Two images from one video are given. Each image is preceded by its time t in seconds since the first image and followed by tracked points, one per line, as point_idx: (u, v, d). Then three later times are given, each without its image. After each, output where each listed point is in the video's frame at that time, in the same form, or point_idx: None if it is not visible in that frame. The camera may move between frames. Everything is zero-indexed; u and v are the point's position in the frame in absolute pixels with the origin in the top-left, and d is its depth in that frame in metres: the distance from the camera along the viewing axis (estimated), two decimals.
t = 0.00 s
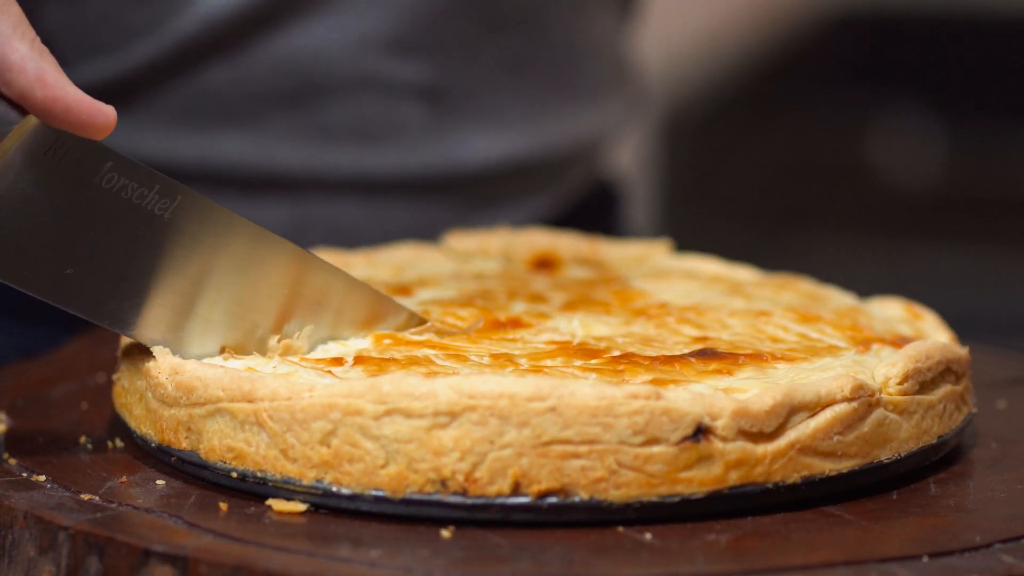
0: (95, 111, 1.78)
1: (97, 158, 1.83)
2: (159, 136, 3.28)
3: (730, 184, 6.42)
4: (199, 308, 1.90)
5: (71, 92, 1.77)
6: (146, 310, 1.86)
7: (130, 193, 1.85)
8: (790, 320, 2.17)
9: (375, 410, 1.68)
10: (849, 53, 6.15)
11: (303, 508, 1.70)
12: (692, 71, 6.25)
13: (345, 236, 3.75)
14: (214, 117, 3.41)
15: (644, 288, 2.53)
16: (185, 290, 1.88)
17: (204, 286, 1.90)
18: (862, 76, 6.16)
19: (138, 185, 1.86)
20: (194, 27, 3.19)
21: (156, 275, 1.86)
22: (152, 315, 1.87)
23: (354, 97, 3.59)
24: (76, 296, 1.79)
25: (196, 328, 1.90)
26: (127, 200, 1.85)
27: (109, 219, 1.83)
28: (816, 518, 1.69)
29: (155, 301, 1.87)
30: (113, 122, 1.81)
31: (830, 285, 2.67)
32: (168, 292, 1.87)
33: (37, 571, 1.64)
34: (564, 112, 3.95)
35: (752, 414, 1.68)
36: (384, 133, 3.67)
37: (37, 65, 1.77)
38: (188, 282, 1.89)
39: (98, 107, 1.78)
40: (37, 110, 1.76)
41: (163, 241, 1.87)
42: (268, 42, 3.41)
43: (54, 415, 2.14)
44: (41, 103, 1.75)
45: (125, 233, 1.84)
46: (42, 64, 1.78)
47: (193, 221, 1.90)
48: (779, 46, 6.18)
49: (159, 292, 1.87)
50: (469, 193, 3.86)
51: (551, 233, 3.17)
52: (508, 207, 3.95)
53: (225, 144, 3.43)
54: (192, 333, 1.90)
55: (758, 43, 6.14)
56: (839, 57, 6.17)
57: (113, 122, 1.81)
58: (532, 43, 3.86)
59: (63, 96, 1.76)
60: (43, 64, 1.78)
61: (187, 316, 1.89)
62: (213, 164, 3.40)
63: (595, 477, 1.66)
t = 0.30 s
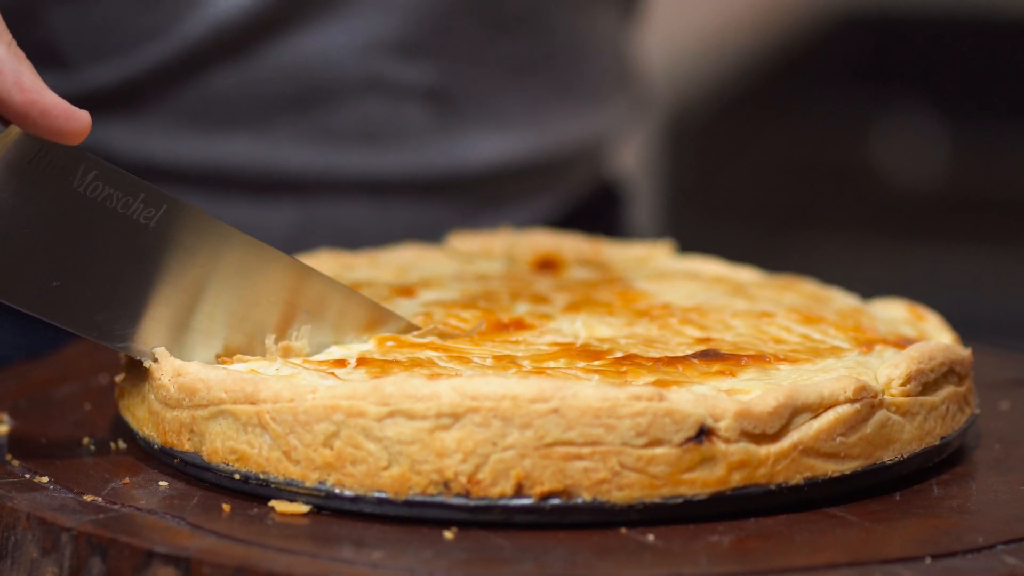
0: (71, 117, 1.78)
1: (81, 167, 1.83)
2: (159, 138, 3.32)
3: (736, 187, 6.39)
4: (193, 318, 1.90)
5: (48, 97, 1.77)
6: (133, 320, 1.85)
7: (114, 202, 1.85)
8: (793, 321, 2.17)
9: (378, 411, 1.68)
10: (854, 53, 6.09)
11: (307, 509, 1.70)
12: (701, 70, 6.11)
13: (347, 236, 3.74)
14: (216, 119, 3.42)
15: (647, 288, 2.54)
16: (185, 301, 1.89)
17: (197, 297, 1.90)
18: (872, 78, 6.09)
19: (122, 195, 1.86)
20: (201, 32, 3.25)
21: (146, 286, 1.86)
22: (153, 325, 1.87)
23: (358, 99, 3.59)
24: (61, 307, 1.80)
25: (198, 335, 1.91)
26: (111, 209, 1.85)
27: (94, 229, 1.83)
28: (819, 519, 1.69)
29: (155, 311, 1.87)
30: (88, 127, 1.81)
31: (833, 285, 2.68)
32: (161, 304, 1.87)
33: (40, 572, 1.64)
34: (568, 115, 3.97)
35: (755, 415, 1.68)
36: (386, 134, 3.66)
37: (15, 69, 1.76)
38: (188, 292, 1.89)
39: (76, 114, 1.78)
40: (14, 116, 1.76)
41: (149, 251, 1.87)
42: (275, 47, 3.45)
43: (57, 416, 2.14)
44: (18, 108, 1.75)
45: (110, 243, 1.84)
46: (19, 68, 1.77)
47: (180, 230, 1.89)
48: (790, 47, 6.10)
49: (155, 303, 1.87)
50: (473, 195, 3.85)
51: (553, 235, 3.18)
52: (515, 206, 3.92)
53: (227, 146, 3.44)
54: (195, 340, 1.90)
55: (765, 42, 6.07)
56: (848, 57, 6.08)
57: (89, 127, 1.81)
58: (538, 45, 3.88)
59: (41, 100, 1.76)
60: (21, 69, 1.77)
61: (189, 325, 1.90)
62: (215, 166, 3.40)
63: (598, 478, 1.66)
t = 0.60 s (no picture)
0: (81, 128, 1.79)
1: (94, 176, 1.84)
2: (174, 141, 3.38)
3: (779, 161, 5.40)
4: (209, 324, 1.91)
5: (56, 109, 1.78)
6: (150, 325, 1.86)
7: (130, 211, 1.86)
8: (806, 322, 2.17)
9: (391, 411, 1.68)
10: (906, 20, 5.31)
11: (320, 510, 1.70)
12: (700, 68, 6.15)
13: (357, 236, 3.83)
14: (231, 122, 3.50)
15: (660, 290, 2.54)
16: (198, 301, 1.90)
17: (212, 303, 1.91)
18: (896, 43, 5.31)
19: (138, 204, 1.87)
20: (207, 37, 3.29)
21: (161, 292, 1.87)
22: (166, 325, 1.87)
23: (368, 102, 3.72)
24: (79, 314, 1.81)
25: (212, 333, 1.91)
26: (127, 218, 1.85)
27: (110, 238, 1.84)
28: (833, 520, 1.69)
29: (165, 312, 1.87)
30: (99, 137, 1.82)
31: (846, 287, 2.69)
32: (174, 308, 1.88)
33: (53, 572, 1.64)
34: (572, 117, 4.06)
35: (768, 416, 1.68)
36: (397, 138, 3.80)
37: (21, 83, 1.77)
38: (200, 293, 1.90)
39: (87, 124, 1.80)
40: (24, 130, 1.76)
41: (166, 257, 1.88)
42: (288, 49, 3.51)
43: (71, 416, 2.15)
44: (28, 121, 1.75)
45: (127, 251, 1.85)
46: (26, 82, 1.78)
47: (197, 235, 1.91)
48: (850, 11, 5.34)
49: (168, 306, 1.87)
50: (478, 196, 3.95)
51: (567, 237, 3.19)
52: (521, 208, 4.03)
53: (243, 150, 3.51)
54: (207, 340, 1.91)
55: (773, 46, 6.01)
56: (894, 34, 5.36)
57: (98, 136, 1.83)
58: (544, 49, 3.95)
59: (50, 113, 1.76)
60: (27, 82, 1.78)
61: (202, 325, 1.90)
62: (230, 169, 3.47)
63: (611, 479, 1.66)
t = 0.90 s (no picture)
0: (57, 143, 1.75)
1: (70, 189, 1.80)
2: (190, 146, 3.38)
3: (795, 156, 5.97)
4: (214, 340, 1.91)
5: (33, 125, 1.75)
6: (138, 341, 1.84)
7: (109, 224, 1.83)
8: (823, 322, 2.17)
9: (408, 412, 1.68)
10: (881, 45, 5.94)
11: (337, 510, 1.71)
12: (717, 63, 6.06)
13: (378, 239, 3.79)
14: (245, 127, 3.46)
15: (676, 290, 2.54)
16: (204, 319, 1.90)
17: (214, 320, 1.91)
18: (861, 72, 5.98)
19: (117, 216, 1.83)
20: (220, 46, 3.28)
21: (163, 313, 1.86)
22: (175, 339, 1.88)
23: (385, 108, 3.62)
24: (61, 331, 1.78)
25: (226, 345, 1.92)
26: (107, 231, 1.82)
27: (92, 252, 1.81)
28: (850, 521, 1.69)
29: (172, 331, 1.88)
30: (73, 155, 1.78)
31: (862, 286, 2.69)
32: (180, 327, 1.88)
33: (71, 572, 1.64)
34: (590, 119, 3.98)
35: (786, 417, 1.68)
36: (416, 143, 3.70)
37: None
38: (207, 310, 1.90)
39: (64, 138, 1.76)
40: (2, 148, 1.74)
41: (148, 271, 1.86)
42: (307, 55, 3.47)
43: (87, 416, 2.16)
44: (5, 138, 1.73)
45: (107, 266, 1.82)
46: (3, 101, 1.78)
47: (177, 248, 1.88)
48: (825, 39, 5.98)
49: (174, 325, 1.88)
50: (494, 199, 3.87)
51: (583, 235, 3.17)
52: (535, 209, 3.98)
53: (255, 154, 3.47)
54: (223, 349, 1.92)
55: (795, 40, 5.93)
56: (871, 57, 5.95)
57: (77, 152, 1.79)
58: (562, 50, 3.86)
59: (27, 129, 1.74)
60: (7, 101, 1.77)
61: (214, 335, 1.91)
62: (243, 174, 3.46)
63: (628, 479, 1.66)
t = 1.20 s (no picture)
0: (88, 203, 1.73)
1: (102, 242, 1.79)
2: (208, 151, 3.50)
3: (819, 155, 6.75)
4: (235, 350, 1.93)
5: (61, 187, 1.71)
6: (175, 377, 1.87)
7: (145, 270, 1.84)
8: (846, 322, 2.17)
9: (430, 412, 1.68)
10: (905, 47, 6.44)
11: (359, 509, 1.71)
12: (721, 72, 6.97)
13: (402, 241, 3.91)
14: (262, 134, 3.57)
15: (701, 290, 2.55)
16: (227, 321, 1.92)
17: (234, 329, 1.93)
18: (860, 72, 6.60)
19: (151, 261, 1.84)
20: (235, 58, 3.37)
21: (184, 323, 1.87)
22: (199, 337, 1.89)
23: (404, 112, 3.77)
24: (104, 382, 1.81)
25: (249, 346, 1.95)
26: (143, 278, 1.84)
27: (132, 300, 1.83)
28: (872, 521, 1.69)
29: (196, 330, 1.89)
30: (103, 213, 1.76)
31: (885, 287, 2.71)
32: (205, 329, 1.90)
33: (94, 572, 1.64)
34: (606, 124, 4.20)
35: (808, 417, 1.68)
36: (431, 147, 3.84)
37: (23, 165, 1.68)
38: (229, 313, 1.92)
39: (94, 197, 1.73)
40: (30, 212, 1.70)
41: (183, 311, 1.87)
42: (325, 64, 3.58)
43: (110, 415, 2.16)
44: (34, 205, 1.69)
45: (143, 311, 1.84)
46: (27, 163, 1.69)
47: (209, 284, 1.90)
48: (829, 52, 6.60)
49: (199, 325, 1.89)
50: (512, 202, 4.05)
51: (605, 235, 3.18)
52: (550, 212, 4.18)
53: (274, 158, 3.60)
54: (247, 352, 1.94)
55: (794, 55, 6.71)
56: (905, 49, 6.45)
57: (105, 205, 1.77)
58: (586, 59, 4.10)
59: (56, 194, 1.70)
60: (29, 163, 1.69)
61: (237, 339, 1.93)
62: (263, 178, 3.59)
63: (650, 479, 1.66)
